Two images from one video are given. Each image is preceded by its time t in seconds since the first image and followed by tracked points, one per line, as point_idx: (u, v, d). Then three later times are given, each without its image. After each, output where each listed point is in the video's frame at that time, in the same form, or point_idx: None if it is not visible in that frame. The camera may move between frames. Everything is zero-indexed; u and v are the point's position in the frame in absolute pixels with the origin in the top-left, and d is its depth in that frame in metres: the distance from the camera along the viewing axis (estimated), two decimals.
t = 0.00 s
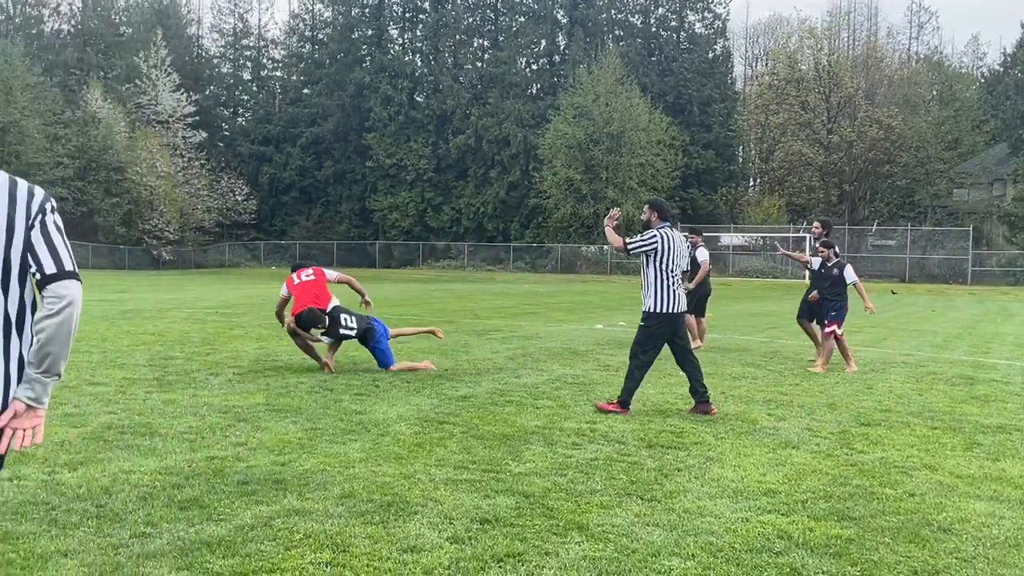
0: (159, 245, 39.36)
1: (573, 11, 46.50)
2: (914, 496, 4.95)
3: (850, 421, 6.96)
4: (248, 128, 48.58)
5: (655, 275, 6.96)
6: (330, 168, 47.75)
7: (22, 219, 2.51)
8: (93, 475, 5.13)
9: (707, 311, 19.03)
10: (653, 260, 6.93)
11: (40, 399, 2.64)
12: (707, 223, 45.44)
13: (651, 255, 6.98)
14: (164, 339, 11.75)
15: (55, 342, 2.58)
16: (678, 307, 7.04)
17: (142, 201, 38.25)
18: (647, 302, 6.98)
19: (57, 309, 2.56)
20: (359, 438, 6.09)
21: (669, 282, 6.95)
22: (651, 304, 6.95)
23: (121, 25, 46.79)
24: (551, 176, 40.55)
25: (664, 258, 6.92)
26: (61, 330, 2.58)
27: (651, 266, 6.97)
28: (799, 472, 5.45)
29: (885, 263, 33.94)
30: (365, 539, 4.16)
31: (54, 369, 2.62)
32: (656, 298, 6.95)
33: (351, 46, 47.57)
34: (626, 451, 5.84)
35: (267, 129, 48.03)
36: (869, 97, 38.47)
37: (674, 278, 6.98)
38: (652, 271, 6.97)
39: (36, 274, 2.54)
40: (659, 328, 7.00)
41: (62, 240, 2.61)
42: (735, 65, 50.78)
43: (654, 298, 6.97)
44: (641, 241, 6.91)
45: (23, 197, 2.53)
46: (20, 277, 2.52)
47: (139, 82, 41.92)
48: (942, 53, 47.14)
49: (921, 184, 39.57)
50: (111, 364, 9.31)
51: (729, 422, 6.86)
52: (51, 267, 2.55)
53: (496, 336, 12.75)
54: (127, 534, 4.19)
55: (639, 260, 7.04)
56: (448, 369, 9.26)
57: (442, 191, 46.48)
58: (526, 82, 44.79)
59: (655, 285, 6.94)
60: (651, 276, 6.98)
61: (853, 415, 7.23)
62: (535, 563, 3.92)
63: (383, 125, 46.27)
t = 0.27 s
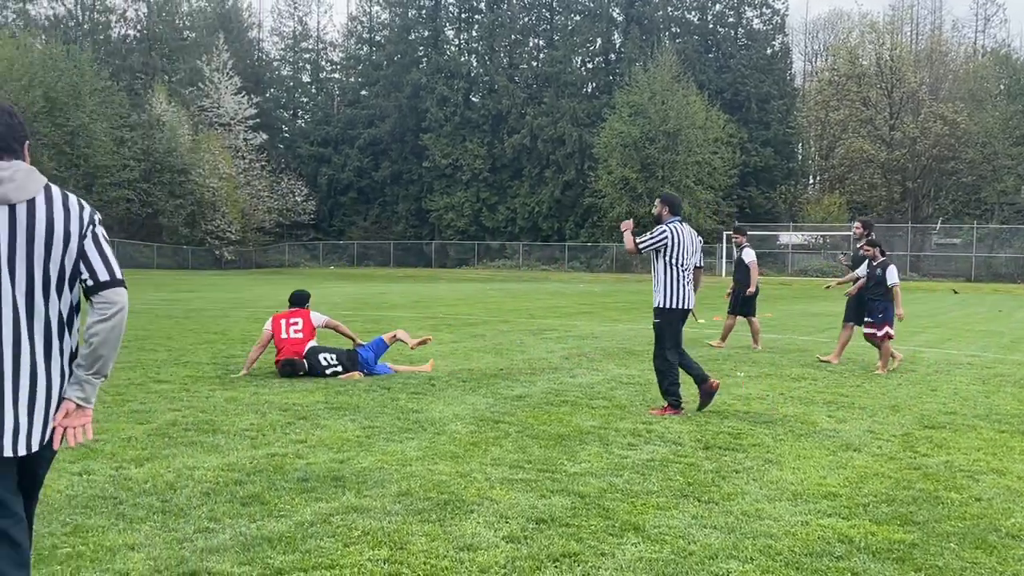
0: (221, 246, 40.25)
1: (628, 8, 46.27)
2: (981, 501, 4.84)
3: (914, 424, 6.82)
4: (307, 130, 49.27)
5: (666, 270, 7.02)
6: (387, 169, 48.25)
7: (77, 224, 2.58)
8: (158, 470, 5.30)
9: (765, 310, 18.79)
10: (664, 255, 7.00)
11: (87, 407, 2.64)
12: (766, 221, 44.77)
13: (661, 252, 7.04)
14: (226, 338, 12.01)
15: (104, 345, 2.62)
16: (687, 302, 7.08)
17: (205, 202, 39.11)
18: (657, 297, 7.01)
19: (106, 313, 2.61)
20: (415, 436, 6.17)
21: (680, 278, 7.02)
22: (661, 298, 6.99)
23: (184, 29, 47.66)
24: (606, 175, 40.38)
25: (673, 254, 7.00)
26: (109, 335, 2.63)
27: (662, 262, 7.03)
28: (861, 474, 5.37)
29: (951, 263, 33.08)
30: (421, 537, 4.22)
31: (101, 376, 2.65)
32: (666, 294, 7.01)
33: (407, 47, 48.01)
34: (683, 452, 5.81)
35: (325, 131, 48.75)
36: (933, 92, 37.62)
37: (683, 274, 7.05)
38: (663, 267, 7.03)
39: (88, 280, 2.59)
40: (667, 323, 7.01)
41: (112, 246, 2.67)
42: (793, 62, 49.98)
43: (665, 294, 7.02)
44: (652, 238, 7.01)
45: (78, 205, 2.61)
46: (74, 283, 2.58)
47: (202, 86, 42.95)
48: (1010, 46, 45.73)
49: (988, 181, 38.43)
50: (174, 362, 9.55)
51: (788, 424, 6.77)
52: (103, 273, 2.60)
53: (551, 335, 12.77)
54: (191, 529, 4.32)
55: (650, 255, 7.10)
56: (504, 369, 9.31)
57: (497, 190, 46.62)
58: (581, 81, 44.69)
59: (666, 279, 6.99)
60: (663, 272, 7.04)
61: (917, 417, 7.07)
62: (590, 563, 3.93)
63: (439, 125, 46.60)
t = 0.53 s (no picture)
0: (273, 246, 40.95)
1: (679, 6, 45.91)
2: None
3: (972, 426, 6.70)
4: (357, 130, 49.80)
5: (673, 274, 7.08)
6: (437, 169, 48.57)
7: (108, 222, 2.78)
8: (212, 467, 5.43)
9: (818, 310, 18.54)
10: (671, 259, 7.05)
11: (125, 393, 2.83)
12: (819, 220, 44.09)
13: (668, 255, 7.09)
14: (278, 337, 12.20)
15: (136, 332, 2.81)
16: (696, 303, 7.16)
17: (258, 203, 39.82)
18: (665, 300, 7.11)
19: (135, 303, 2.80)
20: (464, 436, 6.25)
21: (688, 282, 7.08)
22: (669, 302, 7.09)
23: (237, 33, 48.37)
24: (655, 175, 40.14)
25: (680, 259, 7.04)
26: (138, 326, 2.81)
27: (670, 265, 7.08)
28: (915, 478, 5.31)
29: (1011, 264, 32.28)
30: (468, 536, 4.29)
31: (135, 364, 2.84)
32: (674, 297, 7.09)
33: (457, 48, 48.29)
34: (733, 453, 5.82)
35: (376, 132, 49.27)
36: (992, 88, 36.73)
37: (691, 277, 7.09)
38: (670, 271, 7.09)
39: (116, 277, 2.78)
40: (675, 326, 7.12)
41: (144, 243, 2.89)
42: (848, 58, 49.16)
43: (673, 297, 7.10)
44: (659, 243, 7.05)
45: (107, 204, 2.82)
46: (108, 277, 2.78)
47: (255, 88, 43.78)
48: None
49: None
50: (230, 361, 9.77)
51: (840, 426, 6.72)
52: (131, 269, 2.80)
53: (600, 335, 12.79)
54: (244, 525, 4.43)
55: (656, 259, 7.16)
56: (553, 369, 9.36)
57: (546, 190, 46.62)
58: (631, 79, 44.51)
59: (673, 283, 7.06)
60: (669, 275, 7.11)
61: (976, 420, 6.94)
62: (640, 564, 3.97)
63: (488, 126, 46.78)
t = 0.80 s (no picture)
0: (320, 246, 41.42)
1: (724, 5, 45.58)
2: None
3: None
4: (402, 131, 50.13)
5: (673, 270, 7.32)
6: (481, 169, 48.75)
7: (125, 222, 2.95)
8: (258, 464, 5.26)
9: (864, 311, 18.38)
10: (672, 255, 7.28)
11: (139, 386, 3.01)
12: (867, 220, 43.51)
13: (669, 252, 7.32)
14: (321, 337, 12.26)
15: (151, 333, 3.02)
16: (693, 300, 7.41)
17: (304, 204, 40.37)
18: (664, 293, 7.32)
19: (148, 305, 3.02)
20: (508, 435, 6.20)
21: (686, 278, 7.31)
22: (668, 295, 7.31)
23: (285, 35, 49.42)
24: (701, 174, 39.86)
25: (683, 254, 7.26)
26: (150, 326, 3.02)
27: (670, 260, 7.32)
28: (964, 481, 5.28)
29: None
30: (513, 534, 4.14)
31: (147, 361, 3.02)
32: (673, 290, 7.31)
33: (501, 49, 48.39)
34: (779, 455, 5.81)
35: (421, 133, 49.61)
36: None
37: (690, 274, 7.34)
38: (670, 266, 7.32)
39: (128, 284, 2.96)
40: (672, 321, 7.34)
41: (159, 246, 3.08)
42: (896, 56, 48.44)
43: (671, 290, 7.33)
44: (665, 236, 7.27)
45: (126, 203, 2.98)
46: (125, 275, 2.95)
47: (302, 90, 44.34)
48: None
49: None
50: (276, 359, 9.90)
51: (888, 428, 6.68)
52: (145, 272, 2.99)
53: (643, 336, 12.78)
54: (290, 521, 4.28)
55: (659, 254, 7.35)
56: (596, 369, 9.39)
57: (590, 190, 46.57)
58: (676, 79, 44.28)
59: (673, 278, 7.29)
60: (669, 270, 7.34)
61: None
62: (684, 565, 3.86)
63: (532, 126, 46.85)
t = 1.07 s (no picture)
0: (356, 247, 41.80)
1: (761, 4, 45.23)
2: None
3: None
4: (438, 132, 50.36)
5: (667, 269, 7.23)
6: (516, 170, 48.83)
7: (118, 217, 2.92)
8: (295, 463, 5.35)
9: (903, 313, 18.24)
10: (665, 256, 7.19)
11: (138, 384, 3.02)
12: (906, 221, 43.01)
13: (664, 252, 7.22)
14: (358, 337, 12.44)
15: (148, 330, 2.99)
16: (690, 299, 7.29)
17: (341, 205, 40.81)
18: (657, 294, 7.25)
19: (143, 301, 2.96)
20: (543, 436, 6.26)
21: (681, 280, 7.22)
22: (659, 296, 7.24)
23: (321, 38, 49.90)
24: (737, 174, 39.60)
25: (678, 257, 7.18)
26: (143, 324, 2.98)
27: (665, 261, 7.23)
28: (1007, 485, 5.22)
29: None
30: (546, 535, 4.16)
31: (142, 359, 3.00)
32: (668, 292, 7.21)
33: (537, 49, 48.39)
34: (816, 457, 5.77)
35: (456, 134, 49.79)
36: None
37: (684, 276, 7.23)
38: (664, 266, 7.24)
39: (123, 277, 2.92)
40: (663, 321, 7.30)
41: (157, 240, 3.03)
42: (936, 54, 47.81)
43: (665, 293, 7.24)
44: (660, 239, 7.20)
45: (120, 198, 2.94)
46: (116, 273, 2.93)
47: (338, 91, 44.86)
48: None
49: None
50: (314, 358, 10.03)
51: (928, 430, 6.65)
52: (140, 269, 2.95)
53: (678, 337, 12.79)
54: (326, 520, 4.32)
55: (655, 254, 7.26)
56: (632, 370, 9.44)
57: (625, 190, 46.48)
58: (712, 78, 44.03)
59: (665, 281, 7.20)
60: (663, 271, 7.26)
61: None
62: (719, 567, 3.82)
63: (567, 126, 46.85)
